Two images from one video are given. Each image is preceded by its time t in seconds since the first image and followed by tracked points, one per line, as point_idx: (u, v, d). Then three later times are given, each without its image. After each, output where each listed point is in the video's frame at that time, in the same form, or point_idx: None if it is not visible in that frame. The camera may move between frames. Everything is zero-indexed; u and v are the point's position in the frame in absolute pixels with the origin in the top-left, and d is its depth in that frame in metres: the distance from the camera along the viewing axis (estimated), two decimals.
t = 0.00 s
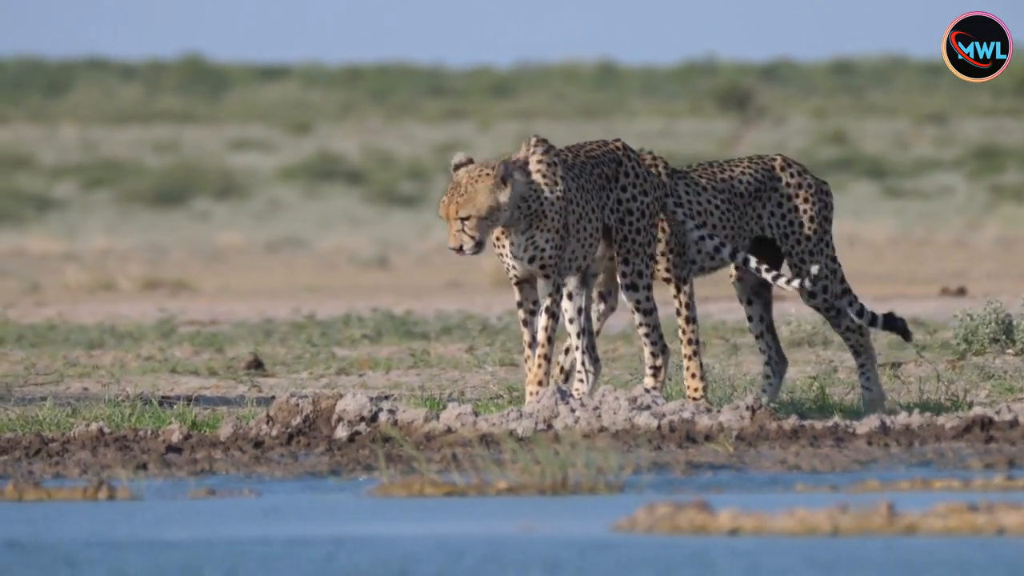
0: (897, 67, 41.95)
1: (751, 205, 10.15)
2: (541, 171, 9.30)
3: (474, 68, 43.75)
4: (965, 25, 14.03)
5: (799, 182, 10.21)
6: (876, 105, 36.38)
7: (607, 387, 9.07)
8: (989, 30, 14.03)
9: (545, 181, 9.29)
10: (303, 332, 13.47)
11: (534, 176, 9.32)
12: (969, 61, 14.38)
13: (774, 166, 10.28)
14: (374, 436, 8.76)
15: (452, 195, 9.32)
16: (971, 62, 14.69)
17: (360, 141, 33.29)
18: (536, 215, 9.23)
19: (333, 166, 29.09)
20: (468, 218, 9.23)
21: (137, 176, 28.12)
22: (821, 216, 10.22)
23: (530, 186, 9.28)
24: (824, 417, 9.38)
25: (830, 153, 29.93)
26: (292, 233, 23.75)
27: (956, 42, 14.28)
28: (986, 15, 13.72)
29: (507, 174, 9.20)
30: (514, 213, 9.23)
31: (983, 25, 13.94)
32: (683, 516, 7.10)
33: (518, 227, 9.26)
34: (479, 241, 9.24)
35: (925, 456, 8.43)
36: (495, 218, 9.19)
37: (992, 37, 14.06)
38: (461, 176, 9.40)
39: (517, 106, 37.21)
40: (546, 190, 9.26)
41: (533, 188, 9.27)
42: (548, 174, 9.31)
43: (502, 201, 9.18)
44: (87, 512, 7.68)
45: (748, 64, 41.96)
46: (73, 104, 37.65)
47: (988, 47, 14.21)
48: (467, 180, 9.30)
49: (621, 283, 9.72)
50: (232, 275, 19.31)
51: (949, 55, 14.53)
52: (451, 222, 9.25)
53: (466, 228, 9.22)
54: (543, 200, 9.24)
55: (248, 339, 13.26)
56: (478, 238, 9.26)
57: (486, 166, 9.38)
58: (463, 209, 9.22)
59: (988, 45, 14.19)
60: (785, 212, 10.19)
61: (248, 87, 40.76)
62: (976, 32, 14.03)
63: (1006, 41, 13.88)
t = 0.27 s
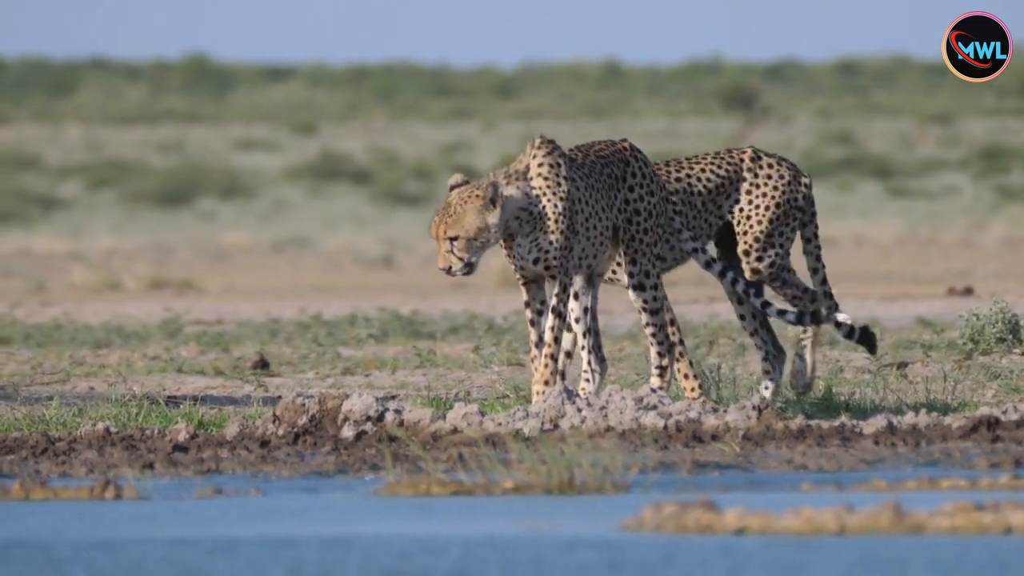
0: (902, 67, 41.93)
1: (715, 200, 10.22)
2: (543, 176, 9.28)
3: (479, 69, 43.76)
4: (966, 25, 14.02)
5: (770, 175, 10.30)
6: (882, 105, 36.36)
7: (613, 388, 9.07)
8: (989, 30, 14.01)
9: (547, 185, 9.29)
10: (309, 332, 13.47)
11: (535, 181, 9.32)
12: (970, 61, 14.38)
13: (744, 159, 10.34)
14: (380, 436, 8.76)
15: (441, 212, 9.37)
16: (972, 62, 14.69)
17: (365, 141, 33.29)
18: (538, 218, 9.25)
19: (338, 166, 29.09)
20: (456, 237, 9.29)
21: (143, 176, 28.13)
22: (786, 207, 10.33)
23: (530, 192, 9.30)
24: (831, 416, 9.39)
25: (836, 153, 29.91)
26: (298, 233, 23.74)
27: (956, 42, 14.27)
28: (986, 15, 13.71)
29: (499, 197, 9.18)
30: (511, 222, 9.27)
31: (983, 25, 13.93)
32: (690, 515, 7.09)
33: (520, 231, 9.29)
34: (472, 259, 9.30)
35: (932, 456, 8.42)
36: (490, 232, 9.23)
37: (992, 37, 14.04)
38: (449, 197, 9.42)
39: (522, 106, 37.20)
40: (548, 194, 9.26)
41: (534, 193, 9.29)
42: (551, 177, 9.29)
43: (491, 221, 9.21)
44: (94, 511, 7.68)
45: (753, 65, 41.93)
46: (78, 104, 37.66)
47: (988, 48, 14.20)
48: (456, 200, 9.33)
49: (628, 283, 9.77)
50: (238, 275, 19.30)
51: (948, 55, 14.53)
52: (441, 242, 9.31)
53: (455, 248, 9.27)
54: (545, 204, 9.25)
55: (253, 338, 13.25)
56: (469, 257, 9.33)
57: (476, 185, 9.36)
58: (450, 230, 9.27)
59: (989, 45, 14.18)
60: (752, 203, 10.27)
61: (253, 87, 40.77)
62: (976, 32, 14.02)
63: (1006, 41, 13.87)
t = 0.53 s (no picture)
0: (908, 67, 41.92)
1: (692, 197, 10.26)
2: (548, 177, 9.28)
3: (485, 69, 43.77)
4: (965, 25, 14.02)
5: (750, 171, 10.33)
6: (888, 106, 36.35)
7: (619, 388, 9.07)
8: (989, 30, 14.01)
9: (551, 186, 9.29)
10: (315, 333, 13.47)
11: (539, 182, 9.33)
12: (969, 61, 14.38)
13: (725, 157, 10.39)
14: (386, 436, 8.76)
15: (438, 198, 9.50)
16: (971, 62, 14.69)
17: (371, 141, 33.30)
18: (543, 218, 9.25)
19: (344, 166, 29.11)
20: (452, 224, 9.42)
21: (148, 176, 28.15)
22: (762, 201, 10.32)
23: (534, 194, 9.30)
24: (837, 417, 9.38)
25: (841, 153, 29.90)
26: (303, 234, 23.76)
27: (956, 42, 14.27)
28: (985, 15, 13.71)
29: (502, 195, 9.24)
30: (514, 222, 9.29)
31: (983, 25, 13.93)
32: (696, 516, 7.10)
33: (524, 232, 9.31)
34: (466, 248, 9.42)
35: (937, 456, 8.43)
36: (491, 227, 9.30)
37: (991, 37, 14.04)
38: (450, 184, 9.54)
39: (528, 106, 37.21)
40: (553, 195, 9.25)
41: (538, 194, 9.29)
42: (555, 177, 9.30)
43: (491, 217, 9.28)
44: (100, 512, 7.69)
45: (759, 65, 41.93)
46: (84, 104, 37.69)
47: (987, 48, 14.19)
48: (460, 189, 9.43)
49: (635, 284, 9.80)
50: (244, 275, 19.31)
51: (948, 55, 14.53)
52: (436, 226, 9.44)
53: (450, 234, 9.41)
54: (548, 205, 9.25)
55: (259, 339, 13.27)
56: (463, 246, 9.46)
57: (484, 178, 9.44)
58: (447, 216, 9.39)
59: (988, 45, 14.17)
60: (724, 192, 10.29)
61: (259, 88, 40.79)
62: (976, 32, 14.02)
63: (1006, 40, 13.87)
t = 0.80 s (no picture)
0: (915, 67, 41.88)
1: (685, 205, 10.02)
2: (552, 178, 9.33)
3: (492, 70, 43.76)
4: (966, 25, 14.01)
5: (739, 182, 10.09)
6: (895, 106, 36.32)
7: (626, 389, 9.07)
8: (989, 30, 13.99)
9: (556, 186, 9.34)
10: (322, 333, 13.46)
11: (544, 180, 9.37)
12: (969, 61, 14.37)
13: (710, 168, 10.11)
14: (393, 437, 8.76)
15: (419, 187, 9.68)
16: (972, 62, 14.68)
17: (377, 141, 33.29)
18: (547, 217, 9.30)
19: (350, 167, 29.10)
20: (453, 213, 9.50)
21: (155, 177, 28.15)
22: (751, 219, 10.12)
23: (538, 192, 9.35)
24: (844, 418, 9.37)
25: (848, 154, 29.86)
26: (310, 235, 23.76)
27: (957, 42, 14.26)
28: (985, 15, 13.70)
29: (507, 189, 9.31)
30: (517, 218, 9.35)
31: (983, 25, 13.89)
32: (702, 516, 7.09)
33: (528, 230, 9.35)
34: (464, 239, 9.51)
35: (944, 457, 8.42)
36: (492, 219, 9.36)
37: (992, 37, 14.02)
38: (433, 176, 9.73)
39: (536, 107, 37.19)
40: (558, 195, 9.31)
41: (543, 193, 9.34)
42: (560, 176, 9.34)
43: (493, 211, 9.35)
44: (107, 513, 7.69)
45: (767, 66, 41.90)
46: (91, 105, 37.69)
47: (988, 48, 14.18)
48: (463, 180, 9.53)
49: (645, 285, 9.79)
50: (251, 276, 19.31)
51: (949, 55, 14.57)
52: (412, 210, 9.58)
53: (449, 223, 9.50)
54: (554, 204, 9.30)
55: (266, 339, 13.28)
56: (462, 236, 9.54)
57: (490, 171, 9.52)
58: (427, 200, 9.57)
59: (988, 45, 14.16)
60: (713, 214, 10.05)
61: (267, 88, 40.79)
62: (976, 32, 14.01)
63: (1006, 40, 13.86)
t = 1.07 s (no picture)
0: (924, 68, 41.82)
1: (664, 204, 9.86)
2: (556, 179, 9.26)
3: (501, 72, 43.75)
4: (965, 25, 14.00)
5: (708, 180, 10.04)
6: (904, 107, 36.27)
7: (635, 389, 9.06)
8: (989, 30, 13.97)
9: (560, 186, 9.27)
10: (331, 334, 13.46)
11: (547, 180, 9.31)
12: (969, 61, 14.36)
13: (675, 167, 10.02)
14: (402, 437, 8.76)
15: (383, 201, 9.83)
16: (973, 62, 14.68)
17: (386, 142, 33.28)
18: (551, 216, 9.26)
19: (358, 168, 29.10)
20: (445, 209, 9.52)
21: (164, 179, 28.16)
22: (723, 215, 10.11)
23: (541, 192, 9.30)
24: (853, 418, 9.37)
25: (858, 155, 29.82)
26: (318, 235, 23.76)
27: (956, 42, 14.25)
28: (986, 15, 13.69)
29: (501, 185, 9.32)
30: (514, 215, 9.34)
31: (983, 25, 13.88)
32: (711, 518, 7.09)
33: (530, 228, 9.34)
34: (454, 236, 9.52)
35: (952, 458, 8.41)
36: (484, 215, 9.38)
37: (992, 37, 14.00)
38: (393, 191, 9.91)
39: (545, 108, 37.17)
40: (560, 195, 9.25)
41: (547, 193, 9.28)
42: (564, 177, 9.28)
43: (483, 207, 9.38)
44: (116, 513, 7.69)
45: (775, 67, 41.88)
46: (100, 106, 37.70)
47: (988, 47, 14.16)
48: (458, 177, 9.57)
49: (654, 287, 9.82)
50: (260, 277, 19.31)
51: (948, 55, 14.52)
52: (375, 226, 9.74)
53: (440, 219, 9.51)
54: (557, 204, 9.24)
55: (274, 340, 13.28)
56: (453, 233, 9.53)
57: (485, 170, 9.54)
58: (390, 216, 9.73)
59: (988, 45, 14.14)
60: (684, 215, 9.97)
61: (276, 89, 40.79)
62: (976, 32, 13.99)
63: (1006, 40, 13.84)
